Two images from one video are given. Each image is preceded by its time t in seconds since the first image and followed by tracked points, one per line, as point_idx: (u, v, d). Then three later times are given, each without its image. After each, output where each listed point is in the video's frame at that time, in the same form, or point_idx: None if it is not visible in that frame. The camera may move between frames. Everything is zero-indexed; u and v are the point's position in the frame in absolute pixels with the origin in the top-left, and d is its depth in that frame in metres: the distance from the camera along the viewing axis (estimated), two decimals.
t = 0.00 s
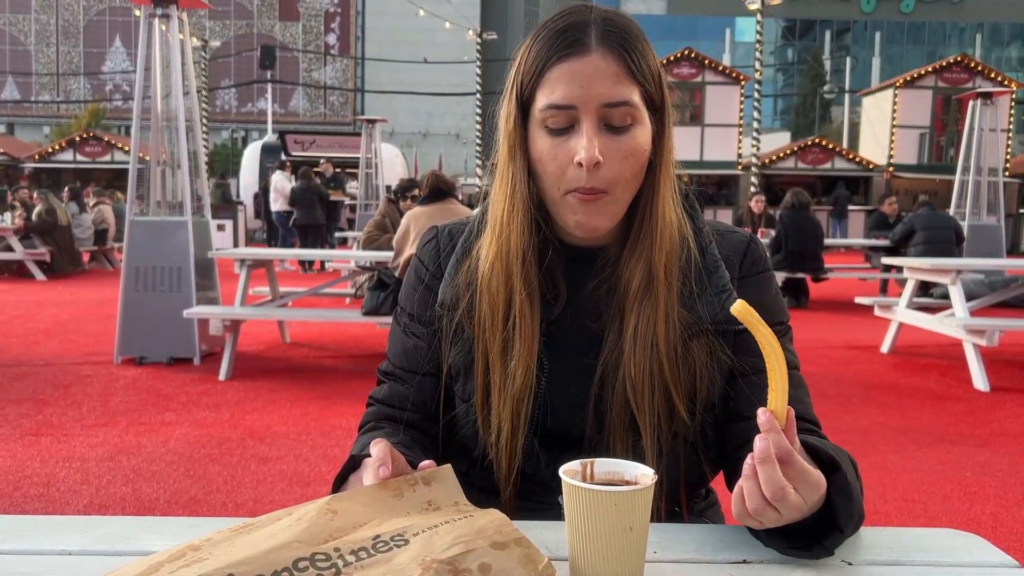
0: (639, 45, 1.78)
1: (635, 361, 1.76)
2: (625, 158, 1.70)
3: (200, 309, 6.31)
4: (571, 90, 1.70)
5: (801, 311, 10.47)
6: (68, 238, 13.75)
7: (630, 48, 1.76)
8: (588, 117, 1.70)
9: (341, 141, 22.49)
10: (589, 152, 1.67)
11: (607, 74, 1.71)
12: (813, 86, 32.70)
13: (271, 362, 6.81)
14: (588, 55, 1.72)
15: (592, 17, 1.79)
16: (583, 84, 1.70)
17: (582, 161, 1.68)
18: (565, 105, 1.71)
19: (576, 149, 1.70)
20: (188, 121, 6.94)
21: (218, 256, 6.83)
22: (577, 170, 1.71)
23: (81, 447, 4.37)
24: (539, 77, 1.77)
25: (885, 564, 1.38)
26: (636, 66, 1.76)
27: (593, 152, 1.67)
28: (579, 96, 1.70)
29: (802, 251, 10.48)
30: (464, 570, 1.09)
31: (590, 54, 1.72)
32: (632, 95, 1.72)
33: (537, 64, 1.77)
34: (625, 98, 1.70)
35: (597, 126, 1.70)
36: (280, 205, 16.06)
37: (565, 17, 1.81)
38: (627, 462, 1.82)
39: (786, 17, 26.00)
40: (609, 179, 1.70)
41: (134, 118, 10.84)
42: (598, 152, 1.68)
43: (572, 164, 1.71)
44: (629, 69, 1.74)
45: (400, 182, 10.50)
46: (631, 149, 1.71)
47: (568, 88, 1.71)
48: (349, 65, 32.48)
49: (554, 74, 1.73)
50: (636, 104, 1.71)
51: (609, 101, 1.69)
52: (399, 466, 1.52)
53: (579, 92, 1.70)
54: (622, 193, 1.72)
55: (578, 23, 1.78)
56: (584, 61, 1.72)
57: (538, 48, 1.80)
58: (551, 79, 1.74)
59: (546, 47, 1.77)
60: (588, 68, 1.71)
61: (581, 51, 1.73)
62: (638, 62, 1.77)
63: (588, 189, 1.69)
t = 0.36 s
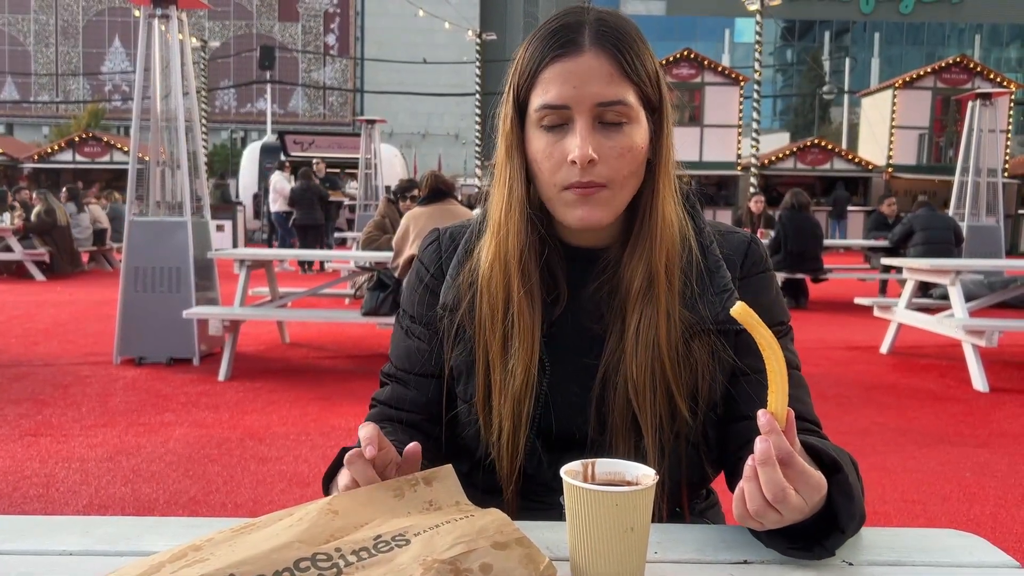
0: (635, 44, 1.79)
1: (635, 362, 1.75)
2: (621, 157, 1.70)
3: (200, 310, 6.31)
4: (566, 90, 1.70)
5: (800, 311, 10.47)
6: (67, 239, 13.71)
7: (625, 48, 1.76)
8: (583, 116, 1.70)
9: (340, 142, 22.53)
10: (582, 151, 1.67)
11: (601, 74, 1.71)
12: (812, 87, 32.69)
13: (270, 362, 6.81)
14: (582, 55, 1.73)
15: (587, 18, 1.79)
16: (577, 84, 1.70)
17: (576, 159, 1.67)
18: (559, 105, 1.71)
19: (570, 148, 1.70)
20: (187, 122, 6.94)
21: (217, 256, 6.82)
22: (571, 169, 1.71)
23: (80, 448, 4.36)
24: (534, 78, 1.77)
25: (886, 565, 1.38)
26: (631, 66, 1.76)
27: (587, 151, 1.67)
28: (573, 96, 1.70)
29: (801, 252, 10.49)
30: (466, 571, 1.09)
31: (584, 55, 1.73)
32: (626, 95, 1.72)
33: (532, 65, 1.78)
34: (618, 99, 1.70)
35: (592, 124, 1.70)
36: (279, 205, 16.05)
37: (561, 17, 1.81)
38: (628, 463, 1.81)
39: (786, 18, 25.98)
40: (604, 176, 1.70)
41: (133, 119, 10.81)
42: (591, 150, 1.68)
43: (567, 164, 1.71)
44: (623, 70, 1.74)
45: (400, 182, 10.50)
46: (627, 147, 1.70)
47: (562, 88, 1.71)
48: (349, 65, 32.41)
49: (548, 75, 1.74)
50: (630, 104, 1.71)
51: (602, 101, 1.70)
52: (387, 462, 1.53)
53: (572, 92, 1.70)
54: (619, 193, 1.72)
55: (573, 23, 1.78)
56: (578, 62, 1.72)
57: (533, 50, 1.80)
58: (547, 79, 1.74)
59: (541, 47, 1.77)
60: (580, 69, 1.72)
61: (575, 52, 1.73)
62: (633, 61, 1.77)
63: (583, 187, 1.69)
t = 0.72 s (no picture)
0: (630, 40, 1.79)
1: (633, 361, 1.76)
2: (616, 151, 1.70)
3: (199, 310, 6.31)
4: (560, 84, 1.71)
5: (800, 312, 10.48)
6: (66, 239, 13.67)
7: (621, 43, 1.76)
8: (579, 110, 1.71)
9: (339, 142, 22.55)
10: (578, 145, 1.67)
11: (596, 69, 1.72)
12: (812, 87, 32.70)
13: (270, 362, 6.83)
14: (578, 50, 1.73)
15: (582, 14, 1.79)
16: (572, 79, 1.71)
17: (571, 153, 1.67)
18: (555, 99, 1.71)
19: (567, 142, 1.70)
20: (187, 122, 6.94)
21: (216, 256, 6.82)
22: (568, 162, 1.70)
23: (79, 448, 4.37)
24: (529, 75, 1.77)
25: (885, 564, 1.38)
26: (627, 61, 1.76)
27: (583, 144, 1.67)
28: (567, 91, 1.71)
29: (800, 252, 10.51)
30: (466, 572, 1.09)
31: (579, 50, 1.74)
32: (622, 90, 1.72)
33: (529, 62, 1.78)
34: (614, 94, 1.71)
35: (587, 119, 1.71)
36: (278, 206, 16.05)
37: (556, 14, 1.82)
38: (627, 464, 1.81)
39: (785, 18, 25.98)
40: (601, 171, 1.69)
41: (132, 119, 10.79)
42: (587, 144, 1.67)
43: (563, 158, 1.70)
44: (619, 65, 1.74)
45: (399, 182, 10.51)
46: (623, 142, 1.70)
47: (558, 83, 1.71)
48: (348, 65, 32.34)
49: (543, 71, 1.75)
50: (625, 98, 1.72)
51: (597, 96, 1.70)
52: (372, 469, 1.47)
53: (567, 86, 1.71)
54: (614, 189, 1.71)
55: (568, 18, 1.79)
56: (573, 57, 1.73)
57: (528, 47, 1.81)
58: (542, 75, 1.74)
59: (537, 43, 1.78)
60: (576, 63, 1.72)
61: (570, 46, 1.74)
62: (629, 57, 1.77)
63: (578, 181, 1.69)
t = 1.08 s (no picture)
0: (630, 43, 1.79)
1: (630, 360, 1.76)
2: (615, 152, 1.70)
3: (198, 310, 6.30)
4: (559, 86, 1.71)
5: (800, 312, 10.49)
6: (65, 240, 13.65)
7: (620, 45, 1.77)
8: (577, 111, 1.71)
9: (338, 142, 22.56)
10: (576, 145, 1.67)
11: (594, 71, 1.72)
12: (811, 88, 32.71)
13: (269, 363, 6.83)
14: (577, 52, 1.74)
15: (582, 17, 1.79)
16: (571, 80, 1.71)
17: (569, 153, 1.67)
18: (553, 100, 1.72)
19: (565, 143, 1.70)
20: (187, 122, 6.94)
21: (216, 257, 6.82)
22: (566, 163, 1.69)
23: (79, 449, 4.37)
24: (528, 77, 1.78)
25: (883, 566, 1.38)
26: (626, 63, 1.77)
27: (581, 145, 1.67)
28: (566, 92, 1.71)
29: (800, 252, 10.51)
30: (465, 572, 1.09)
31: (578, 51, 1.74)
32: (621, 91, 1.72)
33: (528, 64, 1.79)
34: (612, 94, 1.70)
35: (586, 119, 1.71)
36: (278, 206, 16.04)
37: (556, 16, 1.82)
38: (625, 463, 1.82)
39: (785, 18, 25.98)
40: (599, 173, 1.69)
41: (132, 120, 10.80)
42: (586, 145, 1.67)
43: (561, 159, 1.70)
44: (617, 66, 1.75)
45: (398, 183, 10.52)
46: (621, 143, 1.70)
47: (556, 83, 1.72)
48: (348, 66, 32.31)
49: (543, 73, 1.75)
50: (624, 100, 1.72)
51: (596, 97, 1.70)
52: (424, 360, 1.50)
53: (566, 88, 1.71)
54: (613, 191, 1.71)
55: (568, 21, 1.79)
56: (572, 59, 1.73)
57: (528, 48, 1.81)
58: (541, 77, 1.75)
59: (536, 45, 1.78)
60: (575, 65, 1.73)
61: (569, 48, 1.74)
62: (628, 59, 1.78)
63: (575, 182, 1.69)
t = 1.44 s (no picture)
0: (635, 45, 1.80)
1: (634, 359, 1.76)
2: (621, 151, 1.70)
3: (198, 311, 6.30)
4: (566, 86, 1.71)
5: (799, 313, 10.49)
6: (65, 240, 13.65)
7: (625, 47, 1.77)
8: (584, 111, 1.71)
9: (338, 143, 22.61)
10: (582, 141, 1.67)
11: (600, 72, 1.72)
12: (810, 89, 32.75)
13: (269, 363, 6.84)
14: (583, 51, 1.74)
15: (585, 18, 1.80)
16: (577, 80, 1.71)
17: (576, 150, 1.67)
18: (560, 100, 1.72)
19: (571, 142, 1.70)
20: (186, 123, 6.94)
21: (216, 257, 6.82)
22: (572, 161, 1.70)
23: (79, 449, 4.38)
24: (535, 76, 1.78)
25: (882, 567, 1.39)
26: (631, 64, 1.77)
27: (589, 145, 1.67)
28: (573, 92, 1.71)
29: (800, 252, 10.51)
30: None
31: (584, 50, 1.74)
32: (626, 92, 1.73)
33: (535, 64, 1.79)
34: (617, 93, 1.71)
35: (591, 120, 1.71)
36: (277, 207, 16.04)
37: (563, 17, 1.82)
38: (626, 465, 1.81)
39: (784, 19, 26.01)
40: (605, 170, 1.70)
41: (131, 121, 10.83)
42: (593, 144, 1.67)
43: (567, 159, 1.71)
44: (622, 67, 1.75)
45: (398, 183, 10.53)
46: (628, 143, 1.70)
47: (563, 83, 1.72)
48: (347, 67, 32.32)
49: (549, 73, 1.75)
50: (630, 101, 1.72)
51: (602, 97, 1.71)
52: (440, 420, 1.48)
53: (573, 88, 1.71)
54: (618, 191, 1.71)
55: (574, 22, 1.79)
56: (579, 58, 1.74)
57: (535, 47, 1.81)
58: (548, 77, 1.75)
59: (542, 45, 1.78)
60: (582, 66, 1.73)
61: (576, 48, 1.74)
62: (634, 60, 1.78)
63: (580, 180, 1.70)
